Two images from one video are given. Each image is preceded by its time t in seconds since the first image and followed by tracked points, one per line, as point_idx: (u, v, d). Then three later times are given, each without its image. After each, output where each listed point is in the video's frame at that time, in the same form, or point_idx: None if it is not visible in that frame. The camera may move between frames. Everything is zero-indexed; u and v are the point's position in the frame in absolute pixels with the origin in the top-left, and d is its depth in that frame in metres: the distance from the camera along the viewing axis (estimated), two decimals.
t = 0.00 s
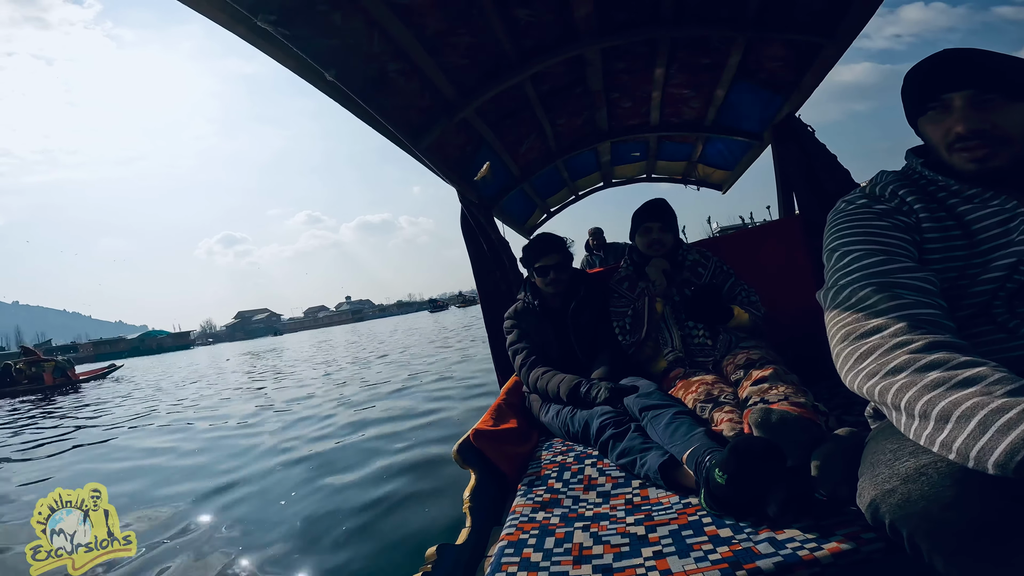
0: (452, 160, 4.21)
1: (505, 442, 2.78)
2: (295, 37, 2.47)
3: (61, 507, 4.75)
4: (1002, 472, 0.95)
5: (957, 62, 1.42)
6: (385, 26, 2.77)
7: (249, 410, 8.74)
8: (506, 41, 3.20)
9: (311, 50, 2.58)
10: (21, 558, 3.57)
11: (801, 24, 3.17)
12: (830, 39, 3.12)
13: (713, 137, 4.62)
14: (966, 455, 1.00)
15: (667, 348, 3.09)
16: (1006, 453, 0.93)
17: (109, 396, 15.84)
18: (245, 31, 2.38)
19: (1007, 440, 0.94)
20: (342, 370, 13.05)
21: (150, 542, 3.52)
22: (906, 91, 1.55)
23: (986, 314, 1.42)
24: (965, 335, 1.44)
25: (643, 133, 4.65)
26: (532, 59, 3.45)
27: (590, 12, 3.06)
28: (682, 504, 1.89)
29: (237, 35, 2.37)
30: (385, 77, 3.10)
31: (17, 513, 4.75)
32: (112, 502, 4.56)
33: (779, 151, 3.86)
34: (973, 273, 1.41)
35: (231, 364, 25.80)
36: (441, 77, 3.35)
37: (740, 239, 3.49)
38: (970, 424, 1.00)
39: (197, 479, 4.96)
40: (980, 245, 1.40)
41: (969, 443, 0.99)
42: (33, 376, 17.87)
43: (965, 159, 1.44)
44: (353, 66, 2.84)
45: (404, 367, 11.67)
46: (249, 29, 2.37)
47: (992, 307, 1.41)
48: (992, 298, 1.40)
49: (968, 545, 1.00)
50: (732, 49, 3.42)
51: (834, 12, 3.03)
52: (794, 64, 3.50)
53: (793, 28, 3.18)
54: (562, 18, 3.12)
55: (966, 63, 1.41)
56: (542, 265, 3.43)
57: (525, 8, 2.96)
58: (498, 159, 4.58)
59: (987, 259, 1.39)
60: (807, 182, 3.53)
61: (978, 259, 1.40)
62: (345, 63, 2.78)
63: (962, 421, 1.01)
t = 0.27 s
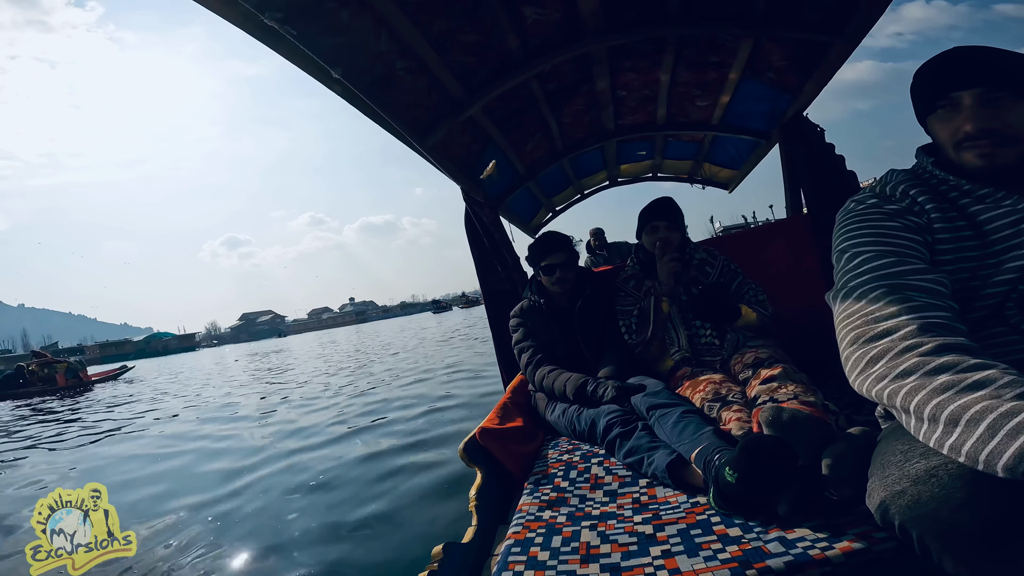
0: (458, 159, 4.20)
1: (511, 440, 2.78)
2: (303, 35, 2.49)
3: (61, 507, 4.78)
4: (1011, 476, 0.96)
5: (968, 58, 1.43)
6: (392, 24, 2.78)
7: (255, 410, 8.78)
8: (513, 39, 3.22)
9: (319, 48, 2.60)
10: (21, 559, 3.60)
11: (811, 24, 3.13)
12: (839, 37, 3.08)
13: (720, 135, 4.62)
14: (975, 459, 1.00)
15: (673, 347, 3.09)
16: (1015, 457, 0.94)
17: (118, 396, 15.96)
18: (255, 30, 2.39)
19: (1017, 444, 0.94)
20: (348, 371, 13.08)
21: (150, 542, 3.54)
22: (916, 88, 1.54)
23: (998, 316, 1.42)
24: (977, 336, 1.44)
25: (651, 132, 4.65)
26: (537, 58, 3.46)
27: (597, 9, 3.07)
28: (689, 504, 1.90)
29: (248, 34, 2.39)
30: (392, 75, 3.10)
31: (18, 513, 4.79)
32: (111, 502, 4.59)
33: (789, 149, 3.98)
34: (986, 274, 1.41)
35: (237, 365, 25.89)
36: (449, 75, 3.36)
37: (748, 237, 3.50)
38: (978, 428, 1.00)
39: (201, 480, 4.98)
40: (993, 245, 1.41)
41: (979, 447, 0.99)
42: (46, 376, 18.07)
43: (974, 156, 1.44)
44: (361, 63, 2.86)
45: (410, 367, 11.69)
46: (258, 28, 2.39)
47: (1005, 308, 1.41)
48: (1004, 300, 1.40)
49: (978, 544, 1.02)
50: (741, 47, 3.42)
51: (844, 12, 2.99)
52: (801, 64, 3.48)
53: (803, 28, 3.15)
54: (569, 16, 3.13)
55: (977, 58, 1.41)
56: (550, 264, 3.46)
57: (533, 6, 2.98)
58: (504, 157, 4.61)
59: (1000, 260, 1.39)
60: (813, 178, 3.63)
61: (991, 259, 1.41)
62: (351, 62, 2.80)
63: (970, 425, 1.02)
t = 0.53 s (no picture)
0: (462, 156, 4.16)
1: (508, 438, 2.79)
2: (311, 30, 2.48)
3: (61, 507, 4.80)
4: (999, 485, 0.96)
5: (958, 69, 1.43)
6: (399, 19, 2.78)
7: (255, 410, 8.79)
8: (520, 38, 3.23)
9: (326, 43, 2.59)
10: (21, 558, 3.62)
11: (821, 26, 3.15)
12: (850, 40, 3.09)
13: (726, 137, 4.62)
14: (963, 468, 1.00)
15: (672, 347, 3.09)
16: (1001, 467, 0.95)
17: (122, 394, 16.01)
18: (263, 24, 2.40)
19: (1003, 453, 0.95)
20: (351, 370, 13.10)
21: (150, 542, 3.55)
22: (907, 100, 1.55)
23: (995, 326, 1.43)
24: (972, 347, 1.45)
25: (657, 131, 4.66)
26: (544, 56, 3.47)
27: (605, 8, 3.08)
28: (684, 504, 1.90)
29: (256, 28, 2.39)
30: (398, 71, 3.10)
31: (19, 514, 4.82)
32: (111, 502, 4.60)
33: (793, 153, 3.95)
34: (982, 285, 1.41)
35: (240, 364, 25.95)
36: (455, 70, 3.37)
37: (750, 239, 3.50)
38: (965, 438, 1.01)
39: (201, 479, 5.00)
40: (990, 256, 1.41)
41: (966, 456, 0.99)
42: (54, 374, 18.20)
43: (963, 168, 1.46)
44: (368, 58, 2.86)
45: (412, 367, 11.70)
46: (266, 21, 2.39)
47: (1001, 319, 1.41)
48: (1000, 312, 1.41)
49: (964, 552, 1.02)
50: (750, 49, 3.41)
51: (854, 13, 3.01)
52: (810, 66, 3.49)
53: (814, 29, 3.16)
54: (576, 14, 3.13)
55: (966, 69, 1.41)
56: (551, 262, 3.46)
57: (541, 4, 2.98)
58: (508, 154, 4.62)
59: (996, 271, 1.40)
60: (817, 181, 3.64)
61: (988, 269, 1.41)
62: (358, 57, 2.80)
63: (957, 435, 1.02)
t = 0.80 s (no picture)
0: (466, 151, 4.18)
1: (506, 435, 2.79)
2: (320, 24, 2.47)
3: (61, 507, 4.81)
4: (996, 488, 0.97)
5: (953, 79, 1.43)
6: (408, 13, 2.77)
7: (255, 409, 8.80)
8: (529, 33, 3.23)
9: (335, 37, 2.58)
10: (21, 559, 3.63)
11: (832, 27, 3.14)
12: (862, 43, 3.09)
13: (732, 138, 4.62)
14: (961, 472, 1.01)
15: (673, 345, 3.10)
16: (998, 472, 0.95)
17: (124, 392, 16.02)
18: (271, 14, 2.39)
19: (1000, 458, 0.95)
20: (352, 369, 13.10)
21: (150, 541, 3.55)
22: (904, 110, 1.55)
23: (996, 335, 1.43)
24: (972, 355, 1.45)
25: (663, 131, 4.65)
26: (552, 53, 3.47)
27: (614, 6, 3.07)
28: (681, 504, 1.90)
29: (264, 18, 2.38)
30: (407, 66, 3.09)
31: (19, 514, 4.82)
32: (111, 502, 4.61)
33: (799, 156, 3.94)
34: (981, 294, 1.41)
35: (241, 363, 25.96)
36: (462, 66, 3.37)
37: (754, 240, 3.50)
38: (962, 443, 1.01)
39: (201, 478, 5.00)
40: (989, 264, 1.41)
41: (964, 461, 1.00)
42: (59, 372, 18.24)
43: (957, 180, 1.45)
44: (376, 52, 2.86)
45: (413, 367, 11.70)
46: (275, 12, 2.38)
47: (1001, 328, 1.42)
48: (1000, 321, 1.41)
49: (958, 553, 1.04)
50: (760, 49, 3.41)
51: (867, 17, 2.99)
52: (819, 68, 3.48)
53: (825, 31, 3.15)
54: (585, 12, 3.13)
55: (960, 79, 1.41)
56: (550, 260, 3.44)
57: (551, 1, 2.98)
58: (513, 151, 4.62)
59: (995, 280, 1.40)
60: (823, 183, 3.66)
61: (988, 278, 1.41)
62: (367, 51, 2.79)
63: (954, 440, 1.03)
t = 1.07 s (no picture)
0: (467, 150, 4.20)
1: (503, 435, 2.80)
2: (321, 22, 2.47)
3: (62, 507, 4.82)
4: (991, 489, 0.97)
5: (952, 82, 1.43)
6: (409, 12, 2.78)
7: (255, 408, 8.81)
8: (530, 34, 3.23)
9: (337, 35, 2.58)
10: (21, 559, 3.64)
11: (834, 29, 3.14)
12: (863, 44, 3.09)
13: (733, 139, 4.63)
14: (955, 473, 1.01)
15: (671, 346, 3.11)
16: (994, 472, 0.96)
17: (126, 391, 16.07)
18: (271, 11, 2.39)
19: (995, 458, 0.96)
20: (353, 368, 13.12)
21: (150, 540, 3.56)
22: (903, 112, 1.55)
23: (992, 339, 1.42)
24: (967, 358, 1.44)
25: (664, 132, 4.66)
26: (553, 53, 3.47)
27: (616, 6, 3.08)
28: (676, 505, 1.91)
29: (264, 16, 2.38)
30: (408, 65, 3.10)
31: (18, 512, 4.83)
32: (111, 502, 4.62)
33: (799, 158, 3.94)
34: (976, 297, 1.42)
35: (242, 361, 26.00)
36: (463, 66, 3.38)
37: (754, 242, 3.50)
38: (959, 443, 1.02)
39: (201, 477, 5.01)
40: (985, 269, 1.41)
41: (959, 461, 1.00)
42: (64, 371, 18.36)
43: (955, 184, 1.46)
44: (378, 51, 2.86)
45: (413, 366, 11.72)
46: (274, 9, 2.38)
47: (997, 333, 1.41)
48: (996, 325, 1.41)
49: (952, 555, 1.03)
50: (761, 51, 3.41)
51: (869, 18, 2.98)
52: (821, 69, 3.49)
53: (827, 33, 3.16)
54: (587, 12, 3.13)
55: (959, 83, 1.42)
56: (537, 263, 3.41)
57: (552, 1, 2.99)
58: (514, 150, 4.63)
59: (991, 284, 1.40)
60: (823, 188, 3.68)
61: (983, 282, 1.41)
62: (368, 49, 2.79)
63: (950, 440, 1.03)
